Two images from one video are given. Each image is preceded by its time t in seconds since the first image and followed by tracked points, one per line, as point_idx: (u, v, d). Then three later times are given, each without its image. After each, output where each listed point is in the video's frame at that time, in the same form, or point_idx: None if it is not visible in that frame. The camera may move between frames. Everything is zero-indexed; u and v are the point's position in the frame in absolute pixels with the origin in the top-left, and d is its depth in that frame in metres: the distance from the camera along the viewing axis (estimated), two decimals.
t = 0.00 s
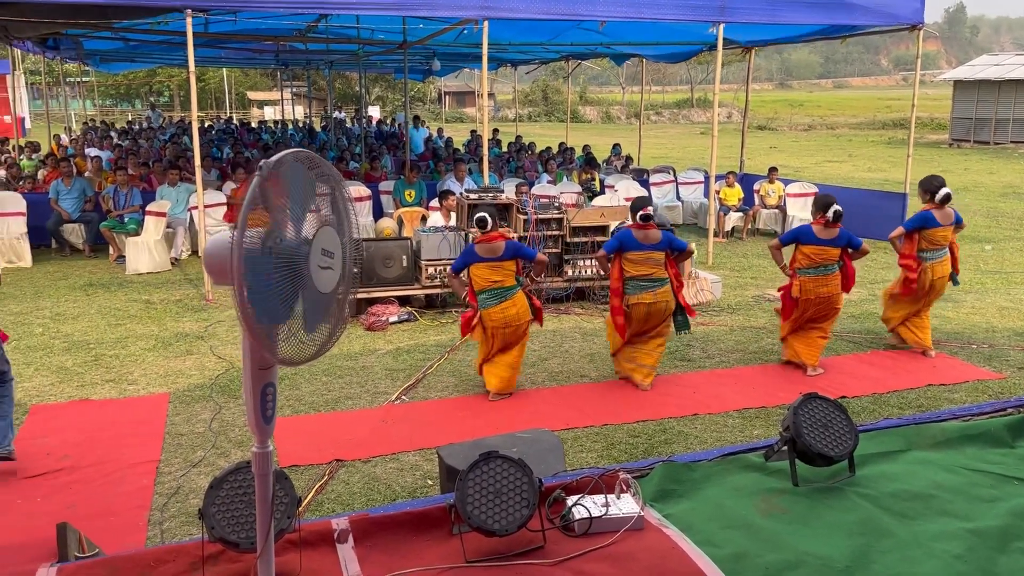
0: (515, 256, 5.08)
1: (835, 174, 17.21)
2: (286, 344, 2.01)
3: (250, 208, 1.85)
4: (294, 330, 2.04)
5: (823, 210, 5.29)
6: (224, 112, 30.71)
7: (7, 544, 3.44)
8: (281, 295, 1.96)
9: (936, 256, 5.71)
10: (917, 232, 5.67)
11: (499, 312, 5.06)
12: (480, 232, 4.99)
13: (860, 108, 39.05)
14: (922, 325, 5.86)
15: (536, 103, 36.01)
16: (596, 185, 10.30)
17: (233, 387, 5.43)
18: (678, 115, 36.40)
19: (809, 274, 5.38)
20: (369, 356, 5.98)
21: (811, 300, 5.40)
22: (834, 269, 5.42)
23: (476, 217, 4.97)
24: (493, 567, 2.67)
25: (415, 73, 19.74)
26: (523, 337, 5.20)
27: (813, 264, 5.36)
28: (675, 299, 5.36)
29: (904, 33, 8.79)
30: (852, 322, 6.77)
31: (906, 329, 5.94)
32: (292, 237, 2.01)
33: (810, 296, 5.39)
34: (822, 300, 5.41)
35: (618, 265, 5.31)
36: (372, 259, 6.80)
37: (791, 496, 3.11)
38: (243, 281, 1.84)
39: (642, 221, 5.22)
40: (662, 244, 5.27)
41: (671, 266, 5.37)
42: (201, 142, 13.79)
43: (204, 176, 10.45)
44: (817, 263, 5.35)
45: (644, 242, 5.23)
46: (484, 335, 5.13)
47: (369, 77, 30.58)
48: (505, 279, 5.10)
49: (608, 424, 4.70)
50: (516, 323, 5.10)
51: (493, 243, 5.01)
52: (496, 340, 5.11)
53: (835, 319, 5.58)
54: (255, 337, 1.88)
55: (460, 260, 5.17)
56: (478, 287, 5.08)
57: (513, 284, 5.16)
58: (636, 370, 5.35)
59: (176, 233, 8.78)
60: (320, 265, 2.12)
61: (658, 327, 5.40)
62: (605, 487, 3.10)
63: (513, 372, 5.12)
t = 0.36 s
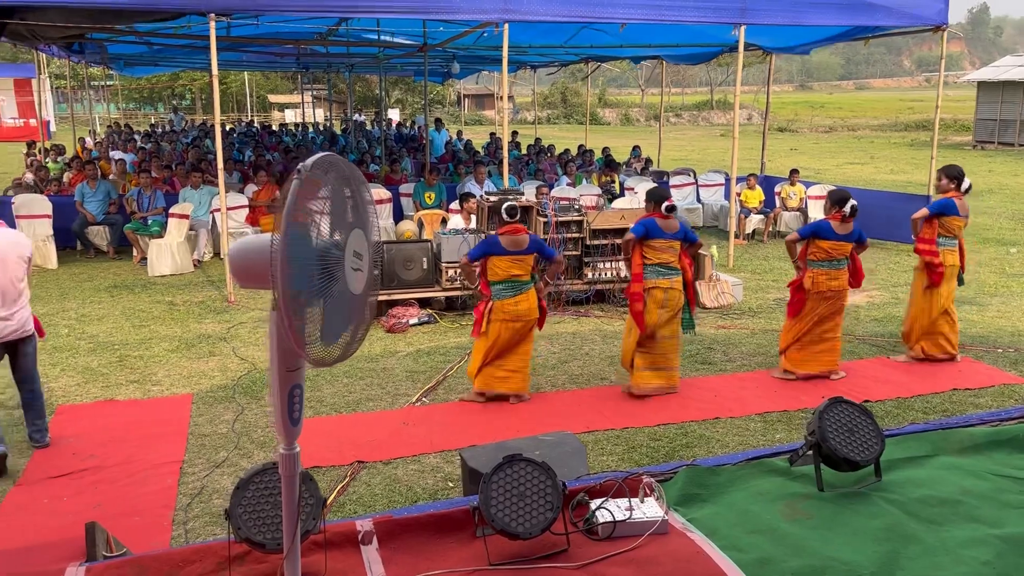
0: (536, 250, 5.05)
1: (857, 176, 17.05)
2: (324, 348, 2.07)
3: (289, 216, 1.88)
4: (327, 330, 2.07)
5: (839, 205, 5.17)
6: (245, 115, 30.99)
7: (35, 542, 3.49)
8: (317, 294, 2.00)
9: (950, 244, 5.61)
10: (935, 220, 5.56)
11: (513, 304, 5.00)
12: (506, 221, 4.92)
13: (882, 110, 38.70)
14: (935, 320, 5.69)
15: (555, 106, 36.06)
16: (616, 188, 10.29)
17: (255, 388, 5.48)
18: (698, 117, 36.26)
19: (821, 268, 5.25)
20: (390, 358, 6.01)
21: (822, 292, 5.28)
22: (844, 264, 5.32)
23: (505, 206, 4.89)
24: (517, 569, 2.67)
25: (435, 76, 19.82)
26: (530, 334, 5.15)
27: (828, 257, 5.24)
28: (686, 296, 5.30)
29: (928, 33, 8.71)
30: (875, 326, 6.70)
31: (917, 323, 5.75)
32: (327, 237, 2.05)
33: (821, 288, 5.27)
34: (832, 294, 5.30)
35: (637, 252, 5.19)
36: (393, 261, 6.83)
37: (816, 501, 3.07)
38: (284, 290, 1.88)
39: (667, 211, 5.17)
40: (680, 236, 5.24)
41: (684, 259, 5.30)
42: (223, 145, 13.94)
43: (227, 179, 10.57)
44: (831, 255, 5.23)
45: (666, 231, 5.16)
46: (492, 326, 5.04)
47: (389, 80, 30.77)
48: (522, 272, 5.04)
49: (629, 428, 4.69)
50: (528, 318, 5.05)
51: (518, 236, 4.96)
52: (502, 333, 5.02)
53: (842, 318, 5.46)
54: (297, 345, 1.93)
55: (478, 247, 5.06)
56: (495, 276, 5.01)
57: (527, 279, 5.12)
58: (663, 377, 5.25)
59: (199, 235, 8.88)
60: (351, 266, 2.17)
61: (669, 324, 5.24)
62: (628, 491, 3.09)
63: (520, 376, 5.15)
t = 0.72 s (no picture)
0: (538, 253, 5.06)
1: (877, 176, 16.91)
2: (357, 352, 2.09)
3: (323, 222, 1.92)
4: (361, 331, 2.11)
5: (838, 210, 5.21)
6: (263, 117, 31.20)
7: (61, 541, 3.54)
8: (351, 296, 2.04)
9: (960, 246, 5.56)
10: (945, 221, 5.51)
11: (509, 302, 5.02)
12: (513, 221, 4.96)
13: (901, 109, 38.35)
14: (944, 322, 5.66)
15: (571, 107, 36.05)
16: (633, 189, 10.28)
17: (274, 390, 5.52)
18: (714, 117, 36.12)
19: (819, 270, 5.27)
20: (408, 359, 6.03)
21: (817, 293, 5.27)
22: (841, 270, 5.30)
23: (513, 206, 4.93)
24: (539, 571, 2.67)
25: (451, 78, 19.87)
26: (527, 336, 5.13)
27: (825, 260, 5.25)
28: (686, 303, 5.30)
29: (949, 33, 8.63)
30: (896, 327, 6.64)
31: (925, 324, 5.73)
32: (358, 240, 2.09)
33: (817, 290, 5.27)
34: (827, 299, 5.30)
35: (645, 256, 5.18)
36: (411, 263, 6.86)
37: (839, 503, 3.04)
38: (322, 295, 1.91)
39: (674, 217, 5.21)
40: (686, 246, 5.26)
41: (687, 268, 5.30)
42: (242, 148, 14.05)
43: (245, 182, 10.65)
44: (830, 259, 5.24)
45: (676, 238, 5.17)
46: (489, 324, 5.07)
47: (405, 83, 30.91)
48: (523, 273, 5.04)
49: (648, 430, 4.68)
50: (523, 319, 5.05)
51: (523, 237, 4.99)
52: (498, 332, 5.02)
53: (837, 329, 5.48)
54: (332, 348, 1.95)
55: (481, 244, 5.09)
56: (496, 272, 5.02)
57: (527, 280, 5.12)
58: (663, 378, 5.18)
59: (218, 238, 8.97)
60: (377, 269, 2.21)
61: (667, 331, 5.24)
62: (650, 493, 3.08)
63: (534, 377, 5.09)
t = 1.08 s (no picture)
0: (534, 270, 5.06)
1: (891, 176, 16.82)
2: (384, 353, 2.13)
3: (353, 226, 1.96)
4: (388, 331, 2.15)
5: (839, 210, 5.22)
6: (275, 120, 31.35)
7: (82, 542, 3.58)
8: (378, 297, 2.08)
9: (964, 261, 5.53)
10: (951, 234, 5.49)
11: (498, 317, 5.06)
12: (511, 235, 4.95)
13: (914, 108, 38.11)
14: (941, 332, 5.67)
15: (582, 108, 36.08)
16: (645, 190, 10.28)
17: (289, 391, 5.55)
18: (726, 117, 36.03)
19: (819, 270, 5.30)
20: (422, 361, 6.06)
21: (818, 295, 5.29)
22: (839, 270, 5.34)
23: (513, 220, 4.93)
24: (559, 572, 2.68)
25: (463, 80, 19.92)
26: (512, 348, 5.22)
27: (824, 262, 5.28)
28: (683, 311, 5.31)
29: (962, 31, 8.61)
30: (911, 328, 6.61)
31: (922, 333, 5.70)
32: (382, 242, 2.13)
33: (818, 292, 5.28)
34: (825, 300, 5.32)
35: (648, 262, 5.17)
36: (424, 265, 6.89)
37: (858, 504, 3.03)
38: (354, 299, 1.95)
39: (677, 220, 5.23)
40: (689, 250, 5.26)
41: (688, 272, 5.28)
42: (255, 150, 14.13)
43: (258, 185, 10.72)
44: (829, 260, 5.27)
45: (680, 243, 5.17)
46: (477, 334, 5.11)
47: (415, 85, 31.01)
48: (516, 289, 5.06)
49: (662, 431, 4.68)
50: (510, 334, 5.12)
51: (519, 252, 4.99)
52: (484, 344, 5.07)
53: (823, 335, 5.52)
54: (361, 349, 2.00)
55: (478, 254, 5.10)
56: (490, 285, 5.05)
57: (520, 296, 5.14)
58: (653, 378, 5.28)
59: (232, 240, 9.02)
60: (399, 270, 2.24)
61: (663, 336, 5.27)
62: (668, 494, 3.09)
63: (504, 379, 5.12)
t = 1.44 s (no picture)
0: (532, 260, 5.09)
1: (900, 174, 16.77)
2: (409, 351, 2.19)
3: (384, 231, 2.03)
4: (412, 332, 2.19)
5: (839, 205, 5.24)
6: (283, 123, 31.47)
7: (101, 542, 3.62)
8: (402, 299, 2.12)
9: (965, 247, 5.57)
10: (951, 221, 5.51)
11: (502, 306, 5.08)
12: (507, 228, 4.99)
13: (922, 107, 37.98)
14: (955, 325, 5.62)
15: (589, 108, 36.10)
16: (654, 190, 10.29)
17: (302, 392, 5.59)
18: (733, 117, 35.99)
19: (823, 268, 5.28)
20: (434, 361, 6.09)
21: (825, 292, 5.28)
22: (843, 266, 5.32)
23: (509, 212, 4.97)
24: (576, 569, 2.71)
25: (471, 81, 19.97)
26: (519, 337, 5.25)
27: (828, 258, 5.26)
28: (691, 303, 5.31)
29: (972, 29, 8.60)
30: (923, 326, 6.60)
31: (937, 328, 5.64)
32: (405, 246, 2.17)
33: (825, 288, 5.27)
34: (832, 296, 5.29)
35: (649, 260, 5.21)
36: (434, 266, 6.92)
37: (873, 502, 3.04)
38: (387, 302, 2.04)
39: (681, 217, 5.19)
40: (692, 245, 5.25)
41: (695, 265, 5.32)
42: (265, 153, 14.22)
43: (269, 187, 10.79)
44: (831, 256, 5.25)
45: (681, 239, 5.16)
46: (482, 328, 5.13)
47: (423, 87, 31.09)
48: (515, 278, 5.09)
49: (675, 430, 4.70)
50: (515, 323, 5.15)
51: (516, 244, 5.01)
52: (491, 335, 5.09)
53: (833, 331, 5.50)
54: (391, 350, 2.09)
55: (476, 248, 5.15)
56: (488, 277, 5.08)
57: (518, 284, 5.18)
58: (665, 378, 5.29)
59: (243, 242, 9.07)
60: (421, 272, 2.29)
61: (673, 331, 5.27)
62: (683, 492, 3.11)
63: (515, 372, 5.17)
